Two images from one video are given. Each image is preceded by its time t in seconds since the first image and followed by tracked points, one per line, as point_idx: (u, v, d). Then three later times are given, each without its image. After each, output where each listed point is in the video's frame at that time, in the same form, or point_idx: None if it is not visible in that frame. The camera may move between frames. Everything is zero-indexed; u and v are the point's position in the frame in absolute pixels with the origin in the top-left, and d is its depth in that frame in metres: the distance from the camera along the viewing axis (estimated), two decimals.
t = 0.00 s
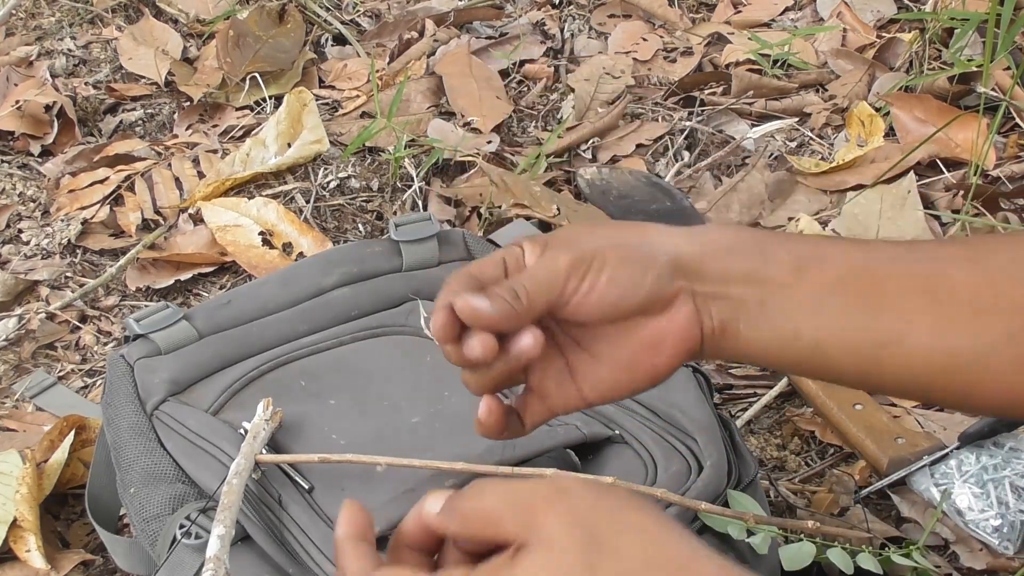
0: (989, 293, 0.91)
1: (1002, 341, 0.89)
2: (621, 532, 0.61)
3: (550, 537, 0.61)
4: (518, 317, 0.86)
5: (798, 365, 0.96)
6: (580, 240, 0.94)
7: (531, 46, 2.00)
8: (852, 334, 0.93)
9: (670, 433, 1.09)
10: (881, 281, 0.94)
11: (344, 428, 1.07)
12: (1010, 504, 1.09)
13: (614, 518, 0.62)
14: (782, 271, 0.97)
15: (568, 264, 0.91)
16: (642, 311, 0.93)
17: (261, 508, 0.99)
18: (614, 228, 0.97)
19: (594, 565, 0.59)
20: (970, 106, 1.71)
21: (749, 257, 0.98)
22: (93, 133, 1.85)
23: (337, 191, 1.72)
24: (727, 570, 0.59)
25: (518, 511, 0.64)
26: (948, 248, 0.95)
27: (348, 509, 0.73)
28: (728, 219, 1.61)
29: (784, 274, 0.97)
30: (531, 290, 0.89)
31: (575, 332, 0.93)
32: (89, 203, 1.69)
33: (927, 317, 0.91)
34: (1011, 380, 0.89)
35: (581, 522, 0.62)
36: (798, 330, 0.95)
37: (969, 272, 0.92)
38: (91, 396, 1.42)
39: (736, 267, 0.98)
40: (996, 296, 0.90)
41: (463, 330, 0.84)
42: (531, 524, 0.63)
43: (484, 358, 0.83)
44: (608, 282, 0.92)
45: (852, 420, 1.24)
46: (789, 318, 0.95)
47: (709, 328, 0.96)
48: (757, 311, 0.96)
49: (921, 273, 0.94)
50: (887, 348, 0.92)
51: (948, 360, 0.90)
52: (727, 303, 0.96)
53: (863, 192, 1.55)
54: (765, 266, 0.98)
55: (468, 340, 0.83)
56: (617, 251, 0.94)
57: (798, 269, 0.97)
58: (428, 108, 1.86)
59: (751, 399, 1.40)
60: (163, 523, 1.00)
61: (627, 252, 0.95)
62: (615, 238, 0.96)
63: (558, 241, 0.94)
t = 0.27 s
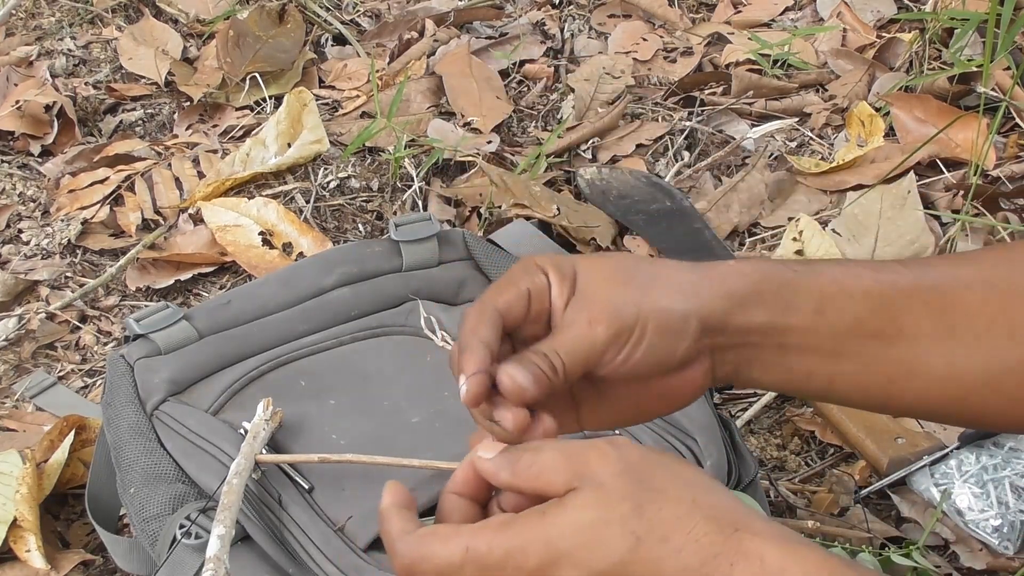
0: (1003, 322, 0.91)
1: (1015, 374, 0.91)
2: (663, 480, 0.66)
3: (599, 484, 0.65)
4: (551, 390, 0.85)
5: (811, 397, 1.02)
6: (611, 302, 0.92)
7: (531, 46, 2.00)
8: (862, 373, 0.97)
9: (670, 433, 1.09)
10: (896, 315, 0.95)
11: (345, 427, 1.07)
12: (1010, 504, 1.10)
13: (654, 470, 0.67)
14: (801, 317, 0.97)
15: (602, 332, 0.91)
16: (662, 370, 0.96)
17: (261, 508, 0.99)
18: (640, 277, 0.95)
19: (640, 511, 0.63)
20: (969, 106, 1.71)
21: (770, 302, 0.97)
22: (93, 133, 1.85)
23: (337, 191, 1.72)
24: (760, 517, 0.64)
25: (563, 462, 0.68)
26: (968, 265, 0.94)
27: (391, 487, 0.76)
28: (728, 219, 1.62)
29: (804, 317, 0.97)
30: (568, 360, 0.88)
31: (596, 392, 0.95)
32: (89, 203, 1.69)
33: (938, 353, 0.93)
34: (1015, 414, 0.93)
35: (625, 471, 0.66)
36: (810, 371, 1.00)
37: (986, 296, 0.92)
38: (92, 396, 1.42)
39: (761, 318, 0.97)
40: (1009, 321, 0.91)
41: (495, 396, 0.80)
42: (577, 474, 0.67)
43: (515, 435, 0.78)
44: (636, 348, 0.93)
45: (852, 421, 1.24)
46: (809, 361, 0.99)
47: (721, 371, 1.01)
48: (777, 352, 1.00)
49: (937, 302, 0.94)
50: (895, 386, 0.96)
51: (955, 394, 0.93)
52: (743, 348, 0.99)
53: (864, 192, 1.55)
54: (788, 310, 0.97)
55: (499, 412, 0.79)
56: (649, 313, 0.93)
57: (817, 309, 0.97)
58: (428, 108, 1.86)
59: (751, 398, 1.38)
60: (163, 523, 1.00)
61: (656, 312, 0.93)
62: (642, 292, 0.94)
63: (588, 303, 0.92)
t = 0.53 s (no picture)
0: (1012, 326, 0.96)
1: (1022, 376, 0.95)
2: (668, 483, 0.67)
3: (603, 491, 0.67)
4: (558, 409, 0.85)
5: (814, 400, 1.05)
6: (625, 322, 0.91)
7: (531, 46, 2.00)
8: (871, 378, 1.00)
9: (670, 433, 1.09)
10: (907, 322, 0.98)
11: (345, 427, 1.07)
12: (1010, 504, 1.10)
13: (660, 472, 0.68)
14: (812, 329, 0.98)
15: (614, 354, 0.90)
16: (671, 385, 0.96)
17: (261, 508, 0.99)
18: (652, 292, 0.94)
19: (645, 515, 0.65)
20: (970, 106, 1.71)
21: (780, 315, 0.98)
22: (93, 133, 1.85)
23: (337, 191, 1.72)
24: (765, 517, 0.66)
25: (571, 467, 0.70)
26: (973, 271, 0.98)
27: (407, 492, 0.77)
28: (728, 219, 1.62)
29: (815, 330, 0.98)
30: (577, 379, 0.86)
31: (603, 407, 0.95)
32: (89, 203, 1.69)
33: (949, 358, 0.97)
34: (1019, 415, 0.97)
35: (630, 476, 0.68)
36: (819, 379, 1.02)
37: (995, 301, 0.96)
38: (91, 396, 1.42)
39: (767, 335, 0.98)
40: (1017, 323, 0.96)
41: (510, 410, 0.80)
42: (584, 479, 0.69)
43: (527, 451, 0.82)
44: (647, 366, 0.93)
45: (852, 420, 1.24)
46: (819, 371, 1.01)
47: (727, 380, 1.02)
48: (787, 362, 1.01)
49: (947, 307, 0.97)
50: (903, 389, 1.00)
51: (964, 396, 0.98)
52: (751, 360, 1.00)
53: (863, 192, 1.55)
54: (797, 323, 0.98)
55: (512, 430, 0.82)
56: (663, 333, 0.92)
57: (828, 320, 0.98)
58: (427, 108, 1.86)
59: (751, 398, 1.37)
60: (163, 523, 1.00)
61: (669, 332, 0.93)
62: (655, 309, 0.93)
63: (600, 319, 0.91)
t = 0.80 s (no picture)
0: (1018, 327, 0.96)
1: None
2: (670, 481, 0.68)
3: (606, 493, 0.67)
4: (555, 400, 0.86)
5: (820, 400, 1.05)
6: (626, 316, 0.91)
7: (531, 46, 2.00)
8: (877, 378, 1.00)
9: (670, 432, 1.09)
10: (913, 324, 0.98)
11: (345, 427, 1.07)
12: (1010, 504, 1.10)
13: (662, 470, 0.69)
14: (818, 331, 0.99)
15: (616, 348, 0.90)
16: (670, 384, 0.97)
17: (261, 507, 0.99)
18: (657, 289, 0.94)
19: (652, 516, 0.66)
20: (970, 106, 1.71)
21: (785, 317, 0.98)
22: (93, 133, 1.85)
23: (337, 191, 1.72)
24: (766, 512, 0.67)
25: (576, 468, 0.70)
26: (978, 271, 0.98)
27: (412, 490, 0.77)
28: (728, 219, 1.62)
29: (820, 331, 0.99)
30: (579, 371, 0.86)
31: (602, 402, 0.95)
32: (89, 203, 1.69)
33: (954, 359, 0.98)
34: None
35: (631, 477, 0.68)
36: (823, 380, 1.02)
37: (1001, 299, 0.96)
38: (91, 397, 1.42)
39: (771, 337, 0.99)
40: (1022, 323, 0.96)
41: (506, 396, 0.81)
42: (589, 479, 0.69)
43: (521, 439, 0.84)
44: (646, 363, 0.93)
45: (852, 420, 1.24)
46: (822, 372, 1.02)
47: (729, 380, 1.03)
48: (790, 363, 1.02)
49: (954, 308, 0.97)
50: (910, 389, 1.00)
51: (971, 394, 0.98)
52: (753, 360, 1.01)
53: (863, 193, 1.55)
54: (803, 325, 0.99)
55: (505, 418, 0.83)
56: (664, 331, 0.93)
57: (834, 322, 0.99)
58: (427, 108, 1.86)
59: (751, 398, 1.37)
60: (163, 523, 1.00)
61: (671, 330, 0.93)
62: (658, 307, 0.93)
63: (604, 313, 0.92)
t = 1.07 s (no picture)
0: (1020, 333, 0.96)
1: None
2: (668, 486, 0.68)
3: (604, 499, 0.68)
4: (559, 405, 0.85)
5: (826, 409, 1.05)
6: (631, 321, 0.91)
7: (531, 46, 2.00)
8: (882, 386, 1.00)
9: (670, 433, 1.09)
10: (915, 331, 0.98)
11: (345, 427, 1.07)
12: (1010, 504, 1.10)
13: (661, 475, 0.69)
14: (823, 339, 0.99)
15: (621, 352, 0.89)
16: (677, 392, 0.96)
17: (261, 507, 0.99)
18: (662, 295, 0.94)
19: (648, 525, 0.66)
20: (970, 106, 1.71)
21: (790, 325, 0.98)
22: (93, 133, 1.85)
23: (337, 191, 1.72)
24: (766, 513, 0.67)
25: (576, 473, 0.70)
26: (976, 275, 0.99)
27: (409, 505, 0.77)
28: (728, 219, 1.62)
29: (826, 339, 0.99)
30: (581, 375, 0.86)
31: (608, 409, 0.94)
32: (89, 203, 1.69)
33: (957, 366, 0.98)
34: None
35: (629, 481, 0.68)
36: (828, 388, 1.02)
37: (1001, 305, 0.97)
38: (91, 397, 1.42)
39: (778, 344, 0.98)
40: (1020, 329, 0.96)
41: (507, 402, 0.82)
42: (587, 488, 0.69)
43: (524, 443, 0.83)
44: (653, 370, 0.93)
45: (852, 421, 1.24)
46: (826, 380, 1.01)
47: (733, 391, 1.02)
48: (794, 372, 1.01)
49: (956, 315, 0.97)
50: (915, 396, 1.00)
51: (974, 400, 0.98)
52: (758, 369, 1.00)
53: (863, 192, 1.54)
54: (807, 333, 0.98)
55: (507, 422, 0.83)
56: (670, 337, 0.92)
57: (838, 330, 0.98)
58: (427, 108, 1.86)
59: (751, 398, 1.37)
60: (163, 523, 1.00)
61: (677, 337, 0.93)
62: (664, 312, 0.93)
63: (608, 318, 0.91)
